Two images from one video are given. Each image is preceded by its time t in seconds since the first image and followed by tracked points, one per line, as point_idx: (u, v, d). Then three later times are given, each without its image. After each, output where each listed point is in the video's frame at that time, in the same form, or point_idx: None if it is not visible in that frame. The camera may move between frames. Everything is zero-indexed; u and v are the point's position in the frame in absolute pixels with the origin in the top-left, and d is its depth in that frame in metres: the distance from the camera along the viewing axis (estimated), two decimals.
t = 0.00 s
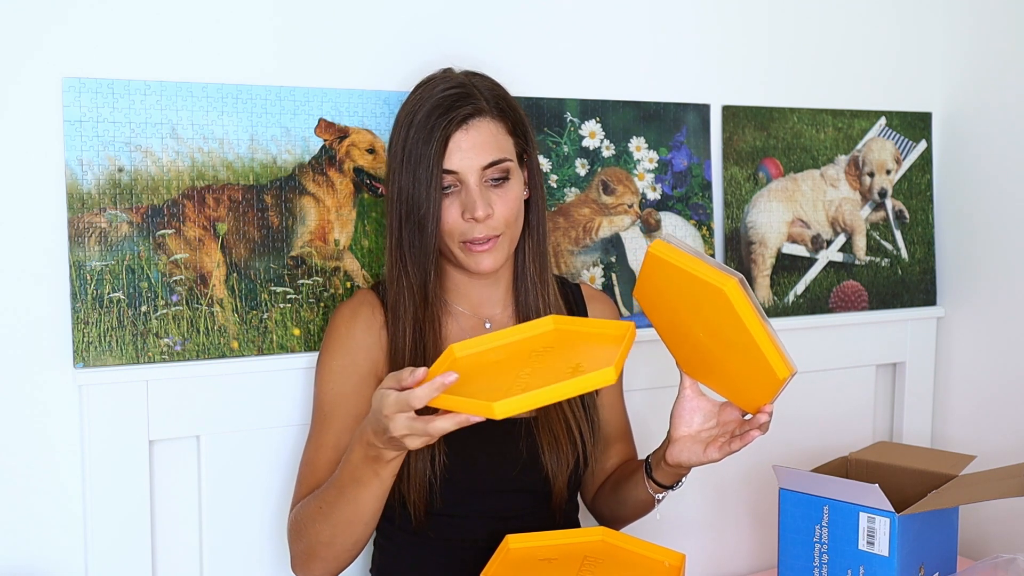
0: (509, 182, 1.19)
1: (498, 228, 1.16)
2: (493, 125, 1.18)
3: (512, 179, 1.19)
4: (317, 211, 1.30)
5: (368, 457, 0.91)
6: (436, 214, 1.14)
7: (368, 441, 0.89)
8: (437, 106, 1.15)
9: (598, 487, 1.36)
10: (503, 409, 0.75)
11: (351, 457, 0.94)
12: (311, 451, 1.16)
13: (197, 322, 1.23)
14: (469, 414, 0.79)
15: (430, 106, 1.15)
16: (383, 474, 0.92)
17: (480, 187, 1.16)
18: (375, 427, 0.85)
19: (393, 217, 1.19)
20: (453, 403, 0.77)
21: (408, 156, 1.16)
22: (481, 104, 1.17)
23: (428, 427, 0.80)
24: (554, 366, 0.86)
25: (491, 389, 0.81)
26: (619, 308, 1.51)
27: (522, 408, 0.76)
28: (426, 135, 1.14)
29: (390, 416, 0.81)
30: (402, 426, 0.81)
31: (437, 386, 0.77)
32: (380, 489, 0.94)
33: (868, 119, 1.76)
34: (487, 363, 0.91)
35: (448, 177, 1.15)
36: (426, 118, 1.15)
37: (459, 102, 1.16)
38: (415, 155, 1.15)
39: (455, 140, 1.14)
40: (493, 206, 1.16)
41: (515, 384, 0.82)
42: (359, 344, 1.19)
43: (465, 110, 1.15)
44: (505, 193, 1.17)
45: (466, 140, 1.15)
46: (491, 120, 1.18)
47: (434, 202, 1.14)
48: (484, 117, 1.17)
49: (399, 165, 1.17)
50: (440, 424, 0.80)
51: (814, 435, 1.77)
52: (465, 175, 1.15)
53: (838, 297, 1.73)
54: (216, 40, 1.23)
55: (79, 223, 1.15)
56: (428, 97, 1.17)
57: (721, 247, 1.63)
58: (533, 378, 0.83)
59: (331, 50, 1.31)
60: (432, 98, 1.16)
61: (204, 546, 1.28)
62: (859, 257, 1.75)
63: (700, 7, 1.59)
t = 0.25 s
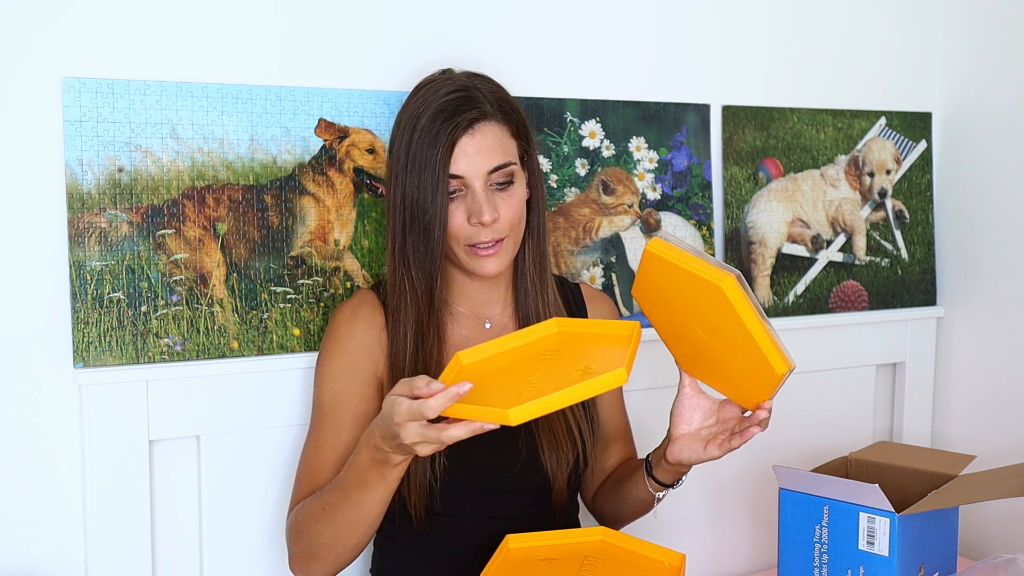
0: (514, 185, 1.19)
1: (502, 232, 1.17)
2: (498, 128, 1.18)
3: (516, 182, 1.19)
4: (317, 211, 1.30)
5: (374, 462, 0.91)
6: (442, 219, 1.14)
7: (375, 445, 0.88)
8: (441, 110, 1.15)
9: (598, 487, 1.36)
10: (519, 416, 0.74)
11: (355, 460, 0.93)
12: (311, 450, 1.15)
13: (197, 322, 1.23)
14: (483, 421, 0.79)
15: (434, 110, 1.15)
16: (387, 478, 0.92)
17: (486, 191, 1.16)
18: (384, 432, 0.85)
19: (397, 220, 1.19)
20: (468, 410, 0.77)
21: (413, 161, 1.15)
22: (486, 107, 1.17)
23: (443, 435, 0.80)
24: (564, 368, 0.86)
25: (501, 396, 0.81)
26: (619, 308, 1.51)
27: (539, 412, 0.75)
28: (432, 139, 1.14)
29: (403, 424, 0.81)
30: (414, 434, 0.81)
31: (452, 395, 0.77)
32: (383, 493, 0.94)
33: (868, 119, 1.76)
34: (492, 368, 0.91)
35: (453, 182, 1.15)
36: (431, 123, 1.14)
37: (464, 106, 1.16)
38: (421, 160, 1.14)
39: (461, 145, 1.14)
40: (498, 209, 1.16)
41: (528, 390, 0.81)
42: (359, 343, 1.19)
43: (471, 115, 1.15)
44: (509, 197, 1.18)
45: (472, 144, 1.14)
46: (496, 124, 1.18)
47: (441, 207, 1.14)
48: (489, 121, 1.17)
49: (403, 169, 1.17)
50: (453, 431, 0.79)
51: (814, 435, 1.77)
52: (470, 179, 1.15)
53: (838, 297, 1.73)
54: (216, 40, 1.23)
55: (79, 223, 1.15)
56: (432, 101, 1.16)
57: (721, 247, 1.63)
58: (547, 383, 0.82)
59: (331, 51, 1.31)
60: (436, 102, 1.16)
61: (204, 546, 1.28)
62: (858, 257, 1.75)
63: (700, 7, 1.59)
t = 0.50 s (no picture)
0: (515, 187, 1.19)
1: (504, 234, 1.16)
2: (500, 131, 1.18)
3: (518, 184, 1.19)
4: (317, 211, 1.30)
5: (380, 478, 0.91)
6: (443, 221, 1.14)
7: (384, 460, 0.87)
8: (443, 112, 1.15)
9: (599, 486, 1.36)
10: (522, 427, 0.70)
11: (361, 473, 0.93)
12: (307, 450, 1.15)
13: (197, 322, 1.23)
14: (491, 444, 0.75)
15: (436, 112, 1.15)
16: (392, 494, 0.92)
17: (487, 194, 1.16)
18: (393, 450, 0.84)
19: (398, 222, 1.19)
20: (472, 433, 0.74)
21: (415, 163, 1.15)
22: (488, 110, 1.17)
23: (446, 458, 0.77)
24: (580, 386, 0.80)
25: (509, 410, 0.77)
26: (619, 308, 1.51)
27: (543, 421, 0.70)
28: (434, 142, 1.14)
29: (409, 443, 0.78)
30: (417, 455, 0.78)
31: (462, 416, 0.74)
32: (386, 508, 0.94)
33: (867, 119, 1.76)
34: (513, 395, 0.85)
35: (455, 184, 1.15)
36: (433, 125, 1.14)
37: (466, 108, 1.16)
38: (422, 162, 1.14)
39: (463, 148, 1.14)
40: (500, 212, 1.16)
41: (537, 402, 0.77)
42: (358, 345, 1.19)
43: (473, 117, 1.15)
44: (511, 200, 1.18)
45: (474, 147, 1.14)
46: (498, 126, 1.18)
47: (442, 209, 1.14)
48: (491, 123, 1.17)
49: (405, 170, 1.17)
50: (458, 455, 0.76)
51: (814, 435, 1.77)
52: (472, 182, 1.15)
53: (838, 297, 1.73)
54: (216, 40, 1.23)
55: (79, 223, 1.15)
56: (434, 103, 1.16)
57: (721, 247, 1.63)
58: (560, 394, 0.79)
59: (331, 51, 1.31)
60: (439, 104, 1.16)
61: (204, 546, 1.28)
62: (859, 257, 1.75)
63: (700, 7, 1.59)
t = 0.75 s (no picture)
0: (517, 190, 1.19)
1: (505, 236, 1.16)
2: (503, 133, 1.17)
3: (520, 187, 1.19)
4: (317, 211, 1.30)
5: (385, 491, 0.91)
6: (446, 223, 1.14)
7: (391, 473, 0.87)
8: (448, 114, 1.15)
9: (599, 486, 1.36)
10: (522, 464, 0.70)
11: (366, 484, 0.93)
12: (306, 451, 1.15)
13: (197, 322, 1.23)
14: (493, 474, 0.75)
15: (440, 113, 1.15)
16: (395, 507, 0.92)
17: (490, 196, 1.15)
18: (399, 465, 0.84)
19: (401, 222, 1.19)
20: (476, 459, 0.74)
21: (419, 164, 1.15)
22: (492, 112, 1.17)
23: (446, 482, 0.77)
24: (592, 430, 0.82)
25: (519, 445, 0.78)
26: (619, 308, 1.52)
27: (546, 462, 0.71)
28: (438, 143, 1.13)
29: (414, 462, 0.78)
30: (421, 475, 0.78)
31: (466, 443, 0.75)
32: (388, 519, 0.94)
33: (868, 119, 1.76)
34: (534, 431, 0.85)
35: (459, 186, 1.15)
36: (437, 126, 1.14)
37: (470, 110, 1.15)
38: (426, 163, 1.14)
39: (467, 150, 1.14)
40: (502, 214, 1.16)
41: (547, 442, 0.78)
42: (358, 345, 1.19)
43: (478, 119, 1.15)
44: (512, 202, 1.18)
45: (478, 149, 1.14)
46: (501, 128, 1.17)
47: (445, 210, 1.14)
48: (495, 125, 1.17)
49: (408, 171, 1.17)
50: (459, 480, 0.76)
51: (814, 435, 1.77)
52: (476, 184, 1.14)
53: (838, 297, 1.73)
54: (216, 40, 1.23)
55: (79, 223, 1.15)
56: (438, 104, 1.16)
57: (721, 247, 1.63)
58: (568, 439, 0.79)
59: (330, 51, 1.31)
60: (443, 105, 1.15)
61: (203, 546, 1.28)
62: (859, 257, 1.75)
63: (700, 7, 1.59)
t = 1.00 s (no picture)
0: (521, 193, 1.19)
1: (509, 239, 1.17)
2: (509, 136, 1.17)
3: (524, 189, 1.20)
4: (317, 211, 1.30)
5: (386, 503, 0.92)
6: (452, 225, 1.14)
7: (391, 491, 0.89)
8: (453, 116, 1.14)
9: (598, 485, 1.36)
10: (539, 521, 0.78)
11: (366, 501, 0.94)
12: (304, 453, 1.15)
13: (197, 322, 1.23)
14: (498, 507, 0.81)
15: (446, 115, 1.15)
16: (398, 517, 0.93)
17: (496, 199, 1.16)
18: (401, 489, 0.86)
19: (406, 224, 1.19)
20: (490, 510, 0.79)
21: (424, 166, 1.15)
22: (497, 114, 1.17)
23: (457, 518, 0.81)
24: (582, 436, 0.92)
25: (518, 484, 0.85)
26: (619, 308, 1.52)
27: (557, 512, 0.79)
28: (445, 145, 1.13)
29: (424, 509, 0.81)
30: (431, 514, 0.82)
31: (474, 501, 0.78)
32: (389, 528, 0.96)
33: (868, 119, 1.76)
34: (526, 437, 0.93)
35: (464, 188, 1.15)
36: (443, 128, 1.14)
37: (476, 112, 1.15)
38: (432, 165, 1.14)
39: (473, 152, 1.14)
40: (507, 216, 1.16)
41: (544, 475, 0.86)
42: (357, 346, 1.19)
43: (484, 122, 1.15)
44: (517, 204, 1.18)
45: (484, 152, 1.14)
46: (507, 131, 1.18)
47: (452, 213, 1.14)
48: (501, 128, 1.17)
49: (413, 173, 1.16)
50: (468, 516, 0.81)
51: (813, 435, 1.77)
52: (481, 186, 1.14)
53: (838, 297, 1.73)
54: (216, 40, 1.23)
55: (79, 223, 1.15)
56: (443, 105, 1.16)
57: (721, 247, 1.63)
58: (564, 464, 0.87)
59: (330, 51, 1.31)
60: (449, 107, 1.15)
61: (203, 546, 1.28)
62: (859, 257, 1.75)
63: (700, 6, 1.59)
